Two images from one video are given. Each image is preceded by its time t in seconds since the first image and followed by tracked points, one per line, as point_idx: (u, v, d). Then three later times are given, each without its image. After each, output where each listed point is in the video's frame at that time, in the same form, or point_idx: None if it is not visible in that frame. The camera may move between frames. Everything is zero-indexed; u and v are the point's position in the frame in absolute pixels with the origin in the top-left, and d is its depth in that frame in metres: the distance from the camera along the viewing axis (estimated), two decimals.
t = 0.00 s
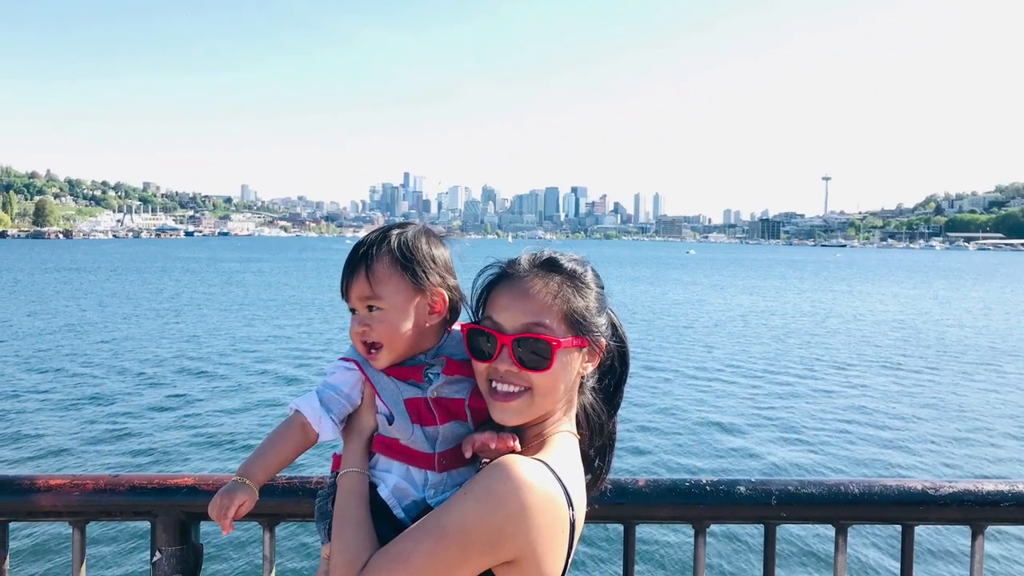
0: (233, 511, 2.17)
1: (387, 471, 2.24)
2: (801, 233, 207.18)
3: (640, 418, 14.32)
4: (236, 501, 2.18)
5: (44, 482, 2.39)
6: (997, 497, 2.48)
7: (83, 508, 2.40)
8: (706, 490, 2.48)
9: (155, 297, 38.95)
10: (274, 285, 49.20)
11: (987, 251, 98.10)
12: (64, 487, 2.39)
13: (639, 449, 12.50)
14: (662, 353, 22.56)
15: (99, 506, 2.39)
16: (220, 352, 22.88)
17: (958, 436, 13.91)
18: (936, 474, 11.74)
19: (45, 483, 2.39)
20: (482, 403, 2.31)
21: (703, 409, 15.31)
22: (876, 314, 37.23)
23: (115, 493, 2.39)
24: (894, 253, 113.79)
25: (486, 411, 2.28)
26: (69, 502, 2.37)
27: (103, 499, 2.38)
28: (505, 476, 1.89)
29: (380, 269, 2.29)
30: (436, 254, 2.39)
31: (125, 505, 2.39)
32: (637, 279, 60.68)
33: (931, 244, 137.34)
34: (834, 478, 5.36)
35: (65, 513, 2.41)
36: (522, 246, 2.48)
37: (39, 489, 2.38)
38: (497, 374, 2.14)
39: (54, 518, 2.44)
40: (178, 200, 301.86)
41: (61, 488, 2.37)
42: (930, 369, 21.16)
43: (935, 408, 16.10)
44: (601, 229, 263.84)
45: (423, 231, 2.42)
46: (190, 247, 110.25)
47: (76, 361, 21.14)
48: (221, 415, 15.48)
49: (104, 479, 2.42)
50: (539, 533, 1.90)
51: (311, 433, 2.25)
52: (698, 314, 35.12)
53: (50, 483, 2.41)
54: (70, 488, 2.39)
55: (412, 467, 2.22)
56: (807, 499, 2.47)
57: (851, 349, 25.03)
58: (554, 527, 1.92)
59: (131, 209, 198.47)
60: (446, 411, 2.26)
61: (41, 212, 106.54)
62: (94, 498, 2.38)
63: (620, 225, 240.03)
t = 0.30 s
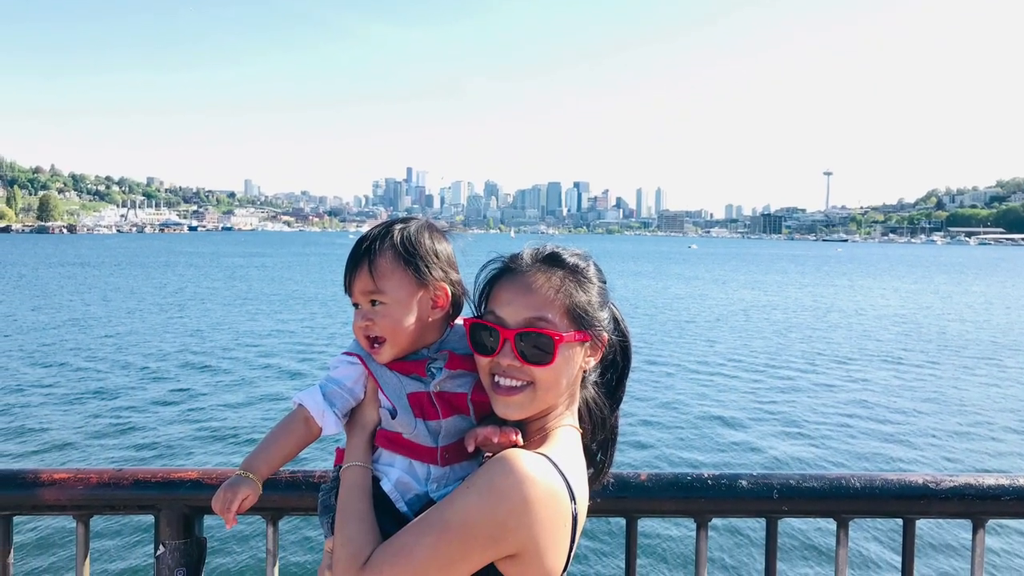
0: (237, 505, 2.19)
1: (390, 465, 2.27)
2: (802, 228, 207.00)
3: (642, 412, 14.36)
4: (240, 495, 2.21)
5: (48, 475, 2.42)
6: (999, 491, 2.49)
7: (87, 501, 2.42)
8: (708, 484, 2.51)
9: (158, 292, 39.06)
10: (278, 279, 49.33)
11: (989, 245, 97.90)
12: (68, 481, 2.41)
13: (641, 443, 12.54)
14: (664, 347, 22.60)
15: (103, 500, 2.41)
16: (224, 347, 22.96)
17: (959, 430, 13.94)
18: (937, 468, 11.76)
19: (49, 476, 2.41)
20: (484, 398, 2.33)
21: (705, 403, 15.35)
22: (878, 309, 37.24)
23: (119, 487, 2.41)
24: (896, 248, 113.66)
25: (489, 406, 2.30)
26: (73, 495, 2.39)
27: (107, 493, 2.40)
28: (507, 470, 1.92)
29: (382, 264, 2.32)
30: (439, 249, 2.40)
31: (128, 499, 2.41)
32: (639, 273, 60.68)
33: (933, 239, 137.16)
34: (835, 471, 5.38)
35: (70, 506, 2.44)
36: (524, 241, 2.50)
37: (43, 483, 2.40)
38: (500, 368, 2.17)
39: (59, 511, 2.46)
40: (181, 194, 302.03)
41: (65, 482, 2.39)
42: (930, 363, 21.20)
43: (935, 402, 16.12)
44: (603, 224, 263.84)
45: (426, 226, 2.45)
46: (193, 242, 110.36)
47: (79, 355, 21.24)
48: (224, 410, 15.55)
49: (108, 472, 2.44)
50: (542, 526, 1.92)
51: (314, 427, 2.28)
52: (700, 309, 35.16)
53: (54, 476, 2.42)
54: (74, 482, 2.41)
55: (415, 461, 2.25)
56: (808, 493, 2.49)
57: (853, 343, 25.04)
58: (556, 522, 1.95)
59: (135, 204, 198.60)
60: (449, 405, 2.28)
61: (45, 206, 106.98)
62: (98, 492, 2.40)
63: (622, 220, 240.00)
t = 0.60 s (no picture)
0: (240, 499, 2.22)
1: (392, 459, 2.28)
2: (804, 223, 206.66)
3: (644, 406, 14.40)
4: (243, 489, 2.22)
5: (52, 470, 2.44)
6: (1000, 484, 2.51)
7: (91, 496, 2.44)
8: (709, 477, 2.52)
9: (162, 287, 39.16)
10: (282, 274, 49.44)
11: (991, 240, 97.78)
12: (72, 476, 2.43)
13: (643, 437, 12.58)
14: (666, 341, 22.64)
15: (108, 494, 2.44)
16: (228, 341, 23.05)
17: (960, 424, 13.96)
18: (938, 462, 11.77)
19: (53, 471, 2.43)
20: (486, 392, 2.35)
21: (707, 397, 15.38)
22: (879, 303, 37.24)
23: (123, 481, 2.43)
24: (898, 243, 113.50)
25: (491, 400, 2.32)
26: (78, 489, 2.41)
27: (112, 488, 2.42)
28: (510, 464, 1.94)
29: (385, 259, 2.34)
30: (441, 244, 2.43)
31: (133, 493, 2.44)
32: (641, 268, 60.71)
33: (935, 233, 136.90)
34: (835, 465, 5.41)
35: (75, 501, 2.46)
36: (527, 236, 2.52)
37: (47, 477, 2.42)
38: (502, 363, 2.19)
39: (63, 505, 2.49)
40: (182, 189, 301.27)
41: (69, 477, 2.41)
42: (931, 358, 21.21)
43: (936, 396, 16.15)
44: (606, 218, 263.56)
45: (429, 221, 2.47)
46: (196, 236, 110.46)
47: (83, 350, 21.33)
48: (227, 404, 15.62)
49: (112, 466, 2.46)
50: (543, 520, 1.95)
51: (317, 421, 2.30)
52: (701, 303, 35.21)
53: (58, 471, 2.44)
54: (79, 476, 2.43)
55: (418, 455, 2.26)
56: (809, 487, 2.50)
57: (854, 337, 25.07)
58: (558, 515, 1.97)
59: (138, 199, 198.70)
60: (451, 399, 2.30)
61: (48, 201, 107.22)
62: (102, 486, 2.42)
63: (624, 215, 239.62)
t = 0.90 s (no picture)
0: (245, 490, 2.26)
1: (397, 451, 2.28)
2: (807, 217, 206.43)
3: (646, 399, 14.42)
4: (247, 481, 2.27)
5: (56, 464, 2.47)
6: (1000, 478, 2.52)
7: (98, 488, 2.49)
8: (712, 471, 2.54)
9: (165, 280, 39.27)
10: (285, 268, 49.53)
11: (993, 234, 97.68)
12: (78, 469, 2.48)
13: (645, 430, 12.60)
14: (669, 335, 22.66)
15: (114, 486, 2.48)
16: (231, 335, 23.14)
17: (962, 418, 13.97)
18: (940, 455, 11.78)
19: (57, 466, 2.47)
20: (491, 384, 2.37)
21: (709, 391, 15.40)
22: (881, 297, 37.20)
23: (128, 474, 2.47)
24: (901, 236, 113.27)
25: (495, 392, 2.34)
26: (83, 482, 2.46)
27: (117, 480, 2.47)
28: (514, 457, 1.95)
29: (390, 252, 2.36)
30: (446, 237, 2.45)
31: (138, 485, 2.47)
32: (643, 262, 60.75)
33: (938, 228, 136.63)
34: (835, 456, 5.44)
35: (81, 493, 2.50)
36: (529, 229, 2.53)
37: (52, 472, 2.45)
38: (506, 356, 2.21)
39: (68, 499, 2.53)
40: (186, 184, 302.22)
41: (74, 471, 2.44)
42: (933, 351, 21.22)
43: (938, 389, 16.16)
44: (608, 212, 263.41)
45: (433, 215, 2.48)
46: (198, 230, 110.66)
47: (86, 344, 21.40)
48: (231, 397, 15.69)
49: (117, 460, 2.50)
50: (546, 512, 1.97)
51: (321, 413, 2.32)
52: (703, 297, 35.23)
53: (62, 465, 2.48)
54: (84, 469, 2.47)
55: (421, 449, 2.26)
56: (810, 480, 2.53)
57: (856, 331, 25.08)
58: (561, 506, 1.99)
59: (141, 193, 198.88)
60: (455, 392, 2.32)
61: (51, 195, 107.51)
62: (108, 479, 2.46)
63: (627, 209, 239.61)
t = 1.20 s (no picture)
0: (251, 483, 2.24)
1: (405, 442, 2.22)
2: (815, 207, 206.01)
3: (653, 389, 14.48)
4: (253, 474, 2.24)
5: (66, 452, 2.33)
6: (1009, 469, 2.45)
7: (107, 478, 2.34)
8: (718, 462, 2.50)
9: (175, 271, 39.57)
10: (294, 258, 49.83)
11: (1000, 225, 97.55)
12: (87, 458, 2.34)
13: (652, 420, 12.67)
14: (676, 325, 22.78)
15: (123, 477, 2.33)
16: (240, 324, 23.32)
17: (968, 407, 14.01)
18: (946, 444, 11.81)
19: (62, 455, 2.33)
20: (498, 374, 2.32)
21: (716, 380, 15.46)
22: (887, 287, 37.29)
23: (137, 464, 2.33)
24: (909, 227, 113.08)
25: (502, 383, 2.29)
26: (90, 473, 2.32)
27: (126, 471, 2.32)
28: (521, 448, 1.88)
29: (399, 241, 2.31)
30: (455, 228, 2.40)
31: (147, 476, 2.33)
32: (651, 252, 60.96)
33: (946, 218, 136.40)
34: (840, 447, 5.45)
35: (87, 483, 2.36)
36: (535, 219, 2.48)
37: (60, 461, 2.32)
38: (512, 346, 2.16)
39: (76, 489, 2.40)
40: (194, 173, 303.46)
41: (82, 460, 2.31)
42: (939, 341, 21.28)
43: (944, 379, 16.21)
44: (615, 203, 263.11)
45: (442, 205, 2.42)
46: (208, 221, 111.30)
47: (96, 333, 21.60)
48: (240, 387, 15.81)
49: (126, 450, 2.36)
50: (554, 506, 1.91)
51: (328, 404, 2.27)
52: (710, 287, 35.34)
53: (68, 454, 2.34)
54: (92, 459, 2.33)
55: (429, 439, 2.21)
56: (816, 472, 2.46)
57: (863, 321, 25.15)
58: (567, 499, 1.93)
59: (151, 183, 199.74)
60: (463, 382, 2.28)
61: (63, 186, 108.57)
62: (117, 470, 2.32)
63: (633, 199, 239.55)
